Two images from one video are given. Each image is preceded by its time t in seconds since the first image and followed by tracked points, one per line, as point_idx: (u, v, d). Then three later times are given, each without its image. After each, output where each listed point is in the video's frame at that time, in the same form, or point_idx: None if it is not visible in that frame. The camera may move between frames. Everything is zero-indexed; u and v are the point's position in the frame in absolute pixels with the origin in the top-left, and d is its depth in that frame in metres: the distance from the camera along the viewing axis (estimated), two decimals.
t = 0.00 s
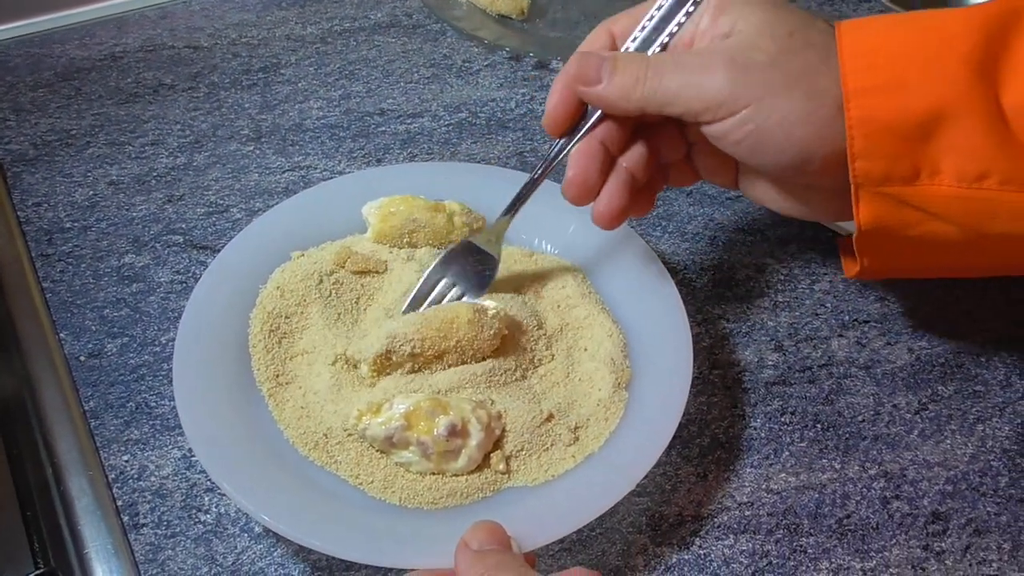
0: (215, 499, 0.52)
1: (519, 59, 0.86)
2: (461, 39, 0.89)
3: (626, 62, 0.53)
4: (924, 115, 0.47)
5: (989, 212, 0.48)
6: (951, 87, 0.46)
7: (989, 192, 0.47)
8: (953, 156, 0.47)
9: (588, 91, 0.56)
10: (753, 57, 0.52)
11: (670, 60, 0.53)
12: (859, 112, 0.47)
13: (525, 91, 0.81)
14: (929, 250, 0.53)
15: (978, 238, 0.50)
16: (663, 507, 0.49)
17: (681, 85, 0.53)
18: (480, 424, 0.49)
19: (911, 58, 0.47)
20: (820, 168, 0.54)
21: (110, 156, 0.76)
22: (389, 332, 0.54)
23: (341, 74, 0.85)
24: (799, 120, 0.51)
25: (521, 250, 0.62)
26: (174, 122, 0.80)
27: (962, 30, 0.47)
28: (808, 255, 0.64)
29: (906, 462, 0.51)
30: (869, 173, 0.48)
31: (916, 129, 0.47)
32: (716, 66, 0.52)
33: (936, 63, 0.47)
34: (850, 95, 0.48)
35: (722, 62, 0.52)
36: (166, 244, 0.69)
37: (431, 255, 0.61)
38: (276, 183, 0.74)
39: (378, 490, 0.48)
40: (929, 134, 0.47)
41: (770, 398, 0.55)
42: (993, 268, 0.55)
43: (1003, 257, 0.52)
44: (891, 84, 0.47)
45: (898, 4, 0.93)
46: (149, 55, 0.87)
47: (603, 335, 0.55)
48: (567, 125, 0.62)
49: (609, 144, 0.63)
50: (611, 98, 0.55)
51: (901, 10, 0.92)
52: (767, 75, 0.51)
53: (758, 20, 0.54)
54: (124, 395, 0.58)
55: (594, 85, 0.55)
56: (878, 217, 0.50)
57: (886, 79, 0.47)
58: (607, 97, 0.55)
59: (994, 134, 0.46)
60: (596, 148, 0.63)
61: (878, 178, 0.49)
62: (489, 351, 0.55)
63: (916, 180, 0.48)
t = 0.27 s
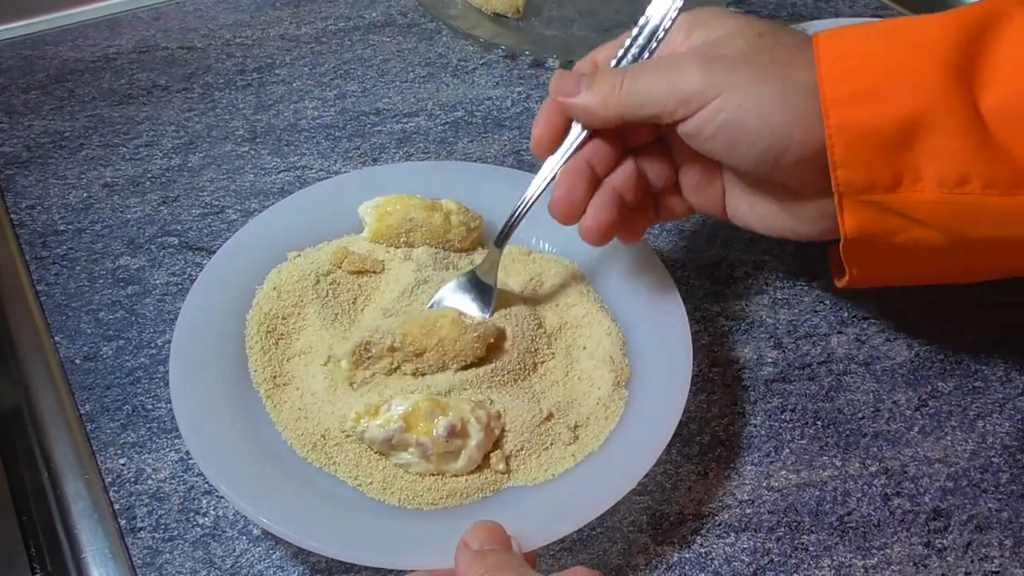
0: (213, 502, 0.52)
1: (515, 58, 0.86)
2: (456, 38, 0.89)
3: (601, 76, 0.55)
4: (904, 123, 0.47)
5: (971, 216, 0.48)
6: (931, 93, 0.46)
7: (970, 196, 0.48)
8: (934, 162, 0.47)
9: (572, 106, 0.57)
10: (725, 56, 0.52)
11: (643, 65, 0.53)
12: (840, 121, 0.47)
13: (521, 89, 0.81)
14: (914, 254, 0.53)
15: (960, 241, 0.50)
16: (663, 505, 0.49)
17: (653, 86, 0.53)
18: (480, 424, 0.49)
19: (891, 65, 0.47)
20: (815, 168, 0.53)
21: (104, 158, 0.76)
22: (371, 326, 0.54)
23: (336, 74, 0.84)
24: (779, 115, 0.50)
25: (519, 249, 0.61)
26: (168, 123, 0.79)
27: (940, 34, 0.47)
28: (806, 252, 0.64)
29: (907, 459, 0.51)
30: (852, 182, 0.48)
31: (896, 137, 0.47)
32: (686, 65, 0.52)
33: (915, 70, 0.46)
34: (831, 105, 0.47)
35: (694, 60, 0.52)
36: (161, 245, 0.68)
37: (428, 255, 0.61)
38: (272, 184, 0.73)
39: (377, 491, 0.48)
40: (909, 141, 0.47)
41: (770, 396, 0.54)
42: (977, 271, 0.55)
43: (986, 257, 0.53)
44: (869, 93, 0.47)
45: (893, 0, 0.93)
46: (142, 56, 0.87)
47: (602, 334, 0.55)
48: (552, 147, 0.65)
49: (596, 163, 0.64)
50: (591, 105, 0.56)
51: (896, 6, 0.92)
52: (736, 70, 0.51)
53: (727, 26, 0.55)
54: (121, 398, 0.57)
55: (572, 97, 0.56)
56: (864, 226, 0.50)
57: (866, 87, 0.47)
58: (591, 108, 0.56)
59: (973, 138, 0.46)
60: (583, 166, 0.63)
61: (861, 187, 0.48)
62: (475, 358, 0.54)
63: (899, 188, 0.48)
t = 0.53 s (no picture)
0: (209, 503, 0.51)
1: (510, 56, 0.86)
2: (451, 36, 0.88)
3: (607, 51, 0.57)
4: (896, 114, 0.47)
5: (963, 209, 0.49)
6: (922, 85, 0.47)
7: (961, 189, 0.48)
8: (925, 154, 0.48)
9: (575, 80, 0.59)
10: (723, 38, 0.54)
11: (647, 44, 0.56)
12: (832, 111, 0.48)
13: (517, 87, 0.81)
14: (908, 249, 0.53)
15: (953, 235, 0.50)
16: (662, 504, 0.49)
17: (654, 63, 0.55)
18: (478, 424, 0.49)
19: (883, 55, 0.47)
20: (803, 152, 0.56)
21: (98, 158, 0.75)
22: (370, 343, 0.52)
23: (331, 73, 0.84)
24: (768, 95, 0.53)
25: (515, 247, 0.61)
26: (162, 123, 0.79)
27: (931, 26, 0.48)
28: (804, 249, 0.64)
29: (905, 456, 0.51)
30: (844, 173, 0.49)
31: (888, 128, 0.47)
32: (687, 46, 0.54)
33: (907, 62, 0.47)
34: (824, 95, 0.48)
35: (694, 42, 0.54)
36: (155, 245, 0.68)
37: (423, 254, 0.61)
38: (267, 183, 0.73)
39: (374, 491, 0.47)
40: (901, 133, 0.48)
41: (768, 393, 0.54)
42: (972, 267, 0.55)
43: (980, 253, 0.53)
44: (862, 83, 0.47)
45: None
46: (135, 55, 0.86)
47: (599, 331, 0.55)
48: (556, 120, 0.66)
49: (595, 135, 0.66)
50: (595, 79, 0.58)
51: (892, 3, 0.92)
52: (735, 50, 0.53)
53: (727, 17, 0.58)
54: (116, 399, 0.57)
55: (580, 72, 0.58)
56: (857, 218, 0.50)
57: (858, 78, 0.47)
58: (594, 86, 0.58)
59: (965, 130, 0.47)
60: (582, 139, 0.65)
61: (854, 177, 0.49)
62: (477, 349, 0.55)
63: (891, 179, 0.48)
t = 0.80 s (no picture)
0: (206, 502, 0.51)
1: (508, 53, 0.85)
2: (449, 32, 0.88)
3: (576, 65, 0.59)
4: (865, 103, 0.47)
5: (937, 198, 0.48)
6: (891, 73, 0.46)
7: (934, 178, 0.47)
8: (897, 143, 0.47)
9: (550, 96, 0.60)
10: (684, 35, 0.56)
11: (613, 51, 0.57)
12: (802, 102, 0.48)
13: (516, 84, 0.80)
14: (888, 241, 0.52)
15: (929, 226, 0.50)
16: (661, 502, 0.48)
17: (614, 67, 0.57)
18: (475, 422, 0.48)
19: (851, 45, 0.47)
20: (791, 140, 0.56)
21: (94, 155, 0.75)
22: (366, 337, 0.52)
23: (328, 69, 0.84)
24: (730, 76, 0.53)
25: (514, 244, 0.61)
26: (159, 120, 0.78)
27: (900, 16, 0.48)
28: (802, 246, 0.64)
29: (905, 453, 0.51)
30: (816, 164, 0.48)
31: (858, 118, 0.47)
32: (651, 45, 0.56)
33: (877, 51, 0.47)
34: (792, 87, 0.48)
35: (654, 40, 0.56)
36: (152, 243, 0.67)
37: (422, 252, 0.60)
38: (264, 181, 0.73)
39: (372, 490, 0.47)
40: (872, 122, 0.47)
41: (767, 391, 0.54)
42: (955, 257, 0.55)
43: (959, 242, 0.52)
44: (830, 74, 0.47)
45: None
46: (132, 52, 0.86)
47: (598, 329, 0.55)
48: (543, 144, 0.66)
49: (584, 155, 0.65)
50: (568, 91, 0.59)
51: None
52: (697, 43, 0.55)
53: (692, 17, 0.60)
54: (113, 398, 0.57)
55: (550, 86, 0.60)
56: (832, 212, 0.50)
57: (828, 69, 0.47)
58: (566, 96, 0.59)
59: (937, 116, 0.46)
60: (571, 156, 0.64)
61: (825, 169, 0.48)
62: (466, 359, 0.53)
63: (863, 170, 0.48)
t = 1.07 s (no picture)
0: (202, 502, 0.51)
1: (506, 50, 0.85)
2: (446, 30, 0.88)
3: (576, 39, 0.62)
4: (859, 83, 0.46)
5: (934, 181, 0.47)
6: (886, 52, 0.46)
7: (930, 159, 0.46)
8: (892, 124, 0.47)
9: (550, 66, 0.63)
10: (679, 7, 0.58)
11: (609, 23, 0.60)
12: (797, 82, 0.47)
13: (514, 82, 0.80)
14: (881, 230, 0.52)
15: (924, 212, 0.49)
16: (658, 502, 0.48)
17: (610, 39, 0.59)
18: (472, 421, 0.48)
19: (847, 25, 0.47)
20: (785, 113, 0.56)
21: (90, 154, 0.74)
22: (343, 277, 0.51)
23: (326, 68, 0.83)
24: (717, 39, 0.55)
25: (511, 242, 0.61)
26: (155, 118, 0.78)
27: None
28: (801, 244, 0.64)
29: (903, 453, 0.51)
30: (810, 146, 0.47)
31: (853, 98, 0.46)
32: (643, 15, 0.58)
33: (871, 31, 0.46)
34: (786, 66, 0.47)
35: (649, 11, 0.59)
36: (148, 242, 0.67)
37: (418, 250, 0.60)
38: (261, 179, 0.72)
39: (367, 490, 0.47)
40: (867, 102, 0.47)
41: (766, 390, 0.54)
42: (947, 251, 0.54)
43: (952, 232, 0.51)
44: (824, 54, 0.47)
45: None
46: (128, 51, 0.86)
47: (596, 328, 0.55)
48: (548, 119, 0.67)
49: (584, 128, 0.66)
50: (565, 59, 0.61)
51: None
52: (686, 10, 0.57)
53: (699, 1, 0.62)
54: (108, 398, 0.56)
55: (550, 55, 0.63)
56: (827, 198, 0.49)
57: (822, 48, 0.47)
58: (565, 68, 0.62)
59: (933, 96, 0.46)
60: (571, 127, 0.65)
61: (820, 151, 0.47)
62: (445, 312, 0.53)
63: (858, 153, 0.47)
